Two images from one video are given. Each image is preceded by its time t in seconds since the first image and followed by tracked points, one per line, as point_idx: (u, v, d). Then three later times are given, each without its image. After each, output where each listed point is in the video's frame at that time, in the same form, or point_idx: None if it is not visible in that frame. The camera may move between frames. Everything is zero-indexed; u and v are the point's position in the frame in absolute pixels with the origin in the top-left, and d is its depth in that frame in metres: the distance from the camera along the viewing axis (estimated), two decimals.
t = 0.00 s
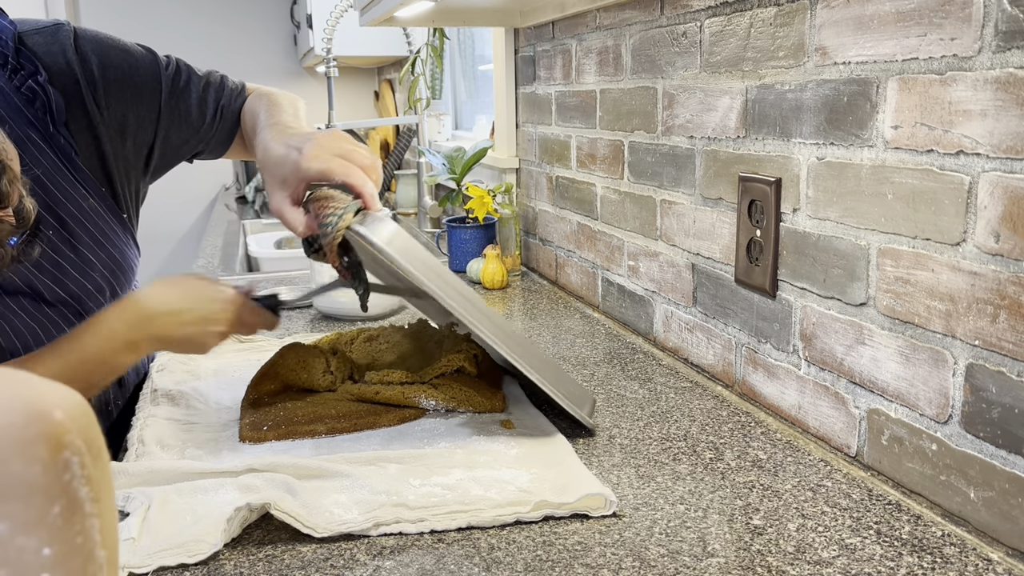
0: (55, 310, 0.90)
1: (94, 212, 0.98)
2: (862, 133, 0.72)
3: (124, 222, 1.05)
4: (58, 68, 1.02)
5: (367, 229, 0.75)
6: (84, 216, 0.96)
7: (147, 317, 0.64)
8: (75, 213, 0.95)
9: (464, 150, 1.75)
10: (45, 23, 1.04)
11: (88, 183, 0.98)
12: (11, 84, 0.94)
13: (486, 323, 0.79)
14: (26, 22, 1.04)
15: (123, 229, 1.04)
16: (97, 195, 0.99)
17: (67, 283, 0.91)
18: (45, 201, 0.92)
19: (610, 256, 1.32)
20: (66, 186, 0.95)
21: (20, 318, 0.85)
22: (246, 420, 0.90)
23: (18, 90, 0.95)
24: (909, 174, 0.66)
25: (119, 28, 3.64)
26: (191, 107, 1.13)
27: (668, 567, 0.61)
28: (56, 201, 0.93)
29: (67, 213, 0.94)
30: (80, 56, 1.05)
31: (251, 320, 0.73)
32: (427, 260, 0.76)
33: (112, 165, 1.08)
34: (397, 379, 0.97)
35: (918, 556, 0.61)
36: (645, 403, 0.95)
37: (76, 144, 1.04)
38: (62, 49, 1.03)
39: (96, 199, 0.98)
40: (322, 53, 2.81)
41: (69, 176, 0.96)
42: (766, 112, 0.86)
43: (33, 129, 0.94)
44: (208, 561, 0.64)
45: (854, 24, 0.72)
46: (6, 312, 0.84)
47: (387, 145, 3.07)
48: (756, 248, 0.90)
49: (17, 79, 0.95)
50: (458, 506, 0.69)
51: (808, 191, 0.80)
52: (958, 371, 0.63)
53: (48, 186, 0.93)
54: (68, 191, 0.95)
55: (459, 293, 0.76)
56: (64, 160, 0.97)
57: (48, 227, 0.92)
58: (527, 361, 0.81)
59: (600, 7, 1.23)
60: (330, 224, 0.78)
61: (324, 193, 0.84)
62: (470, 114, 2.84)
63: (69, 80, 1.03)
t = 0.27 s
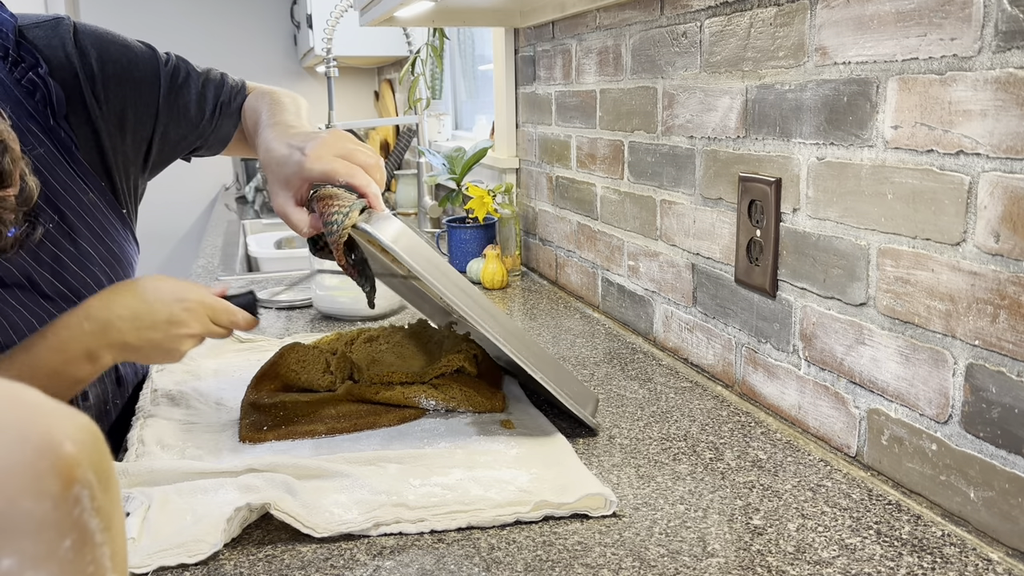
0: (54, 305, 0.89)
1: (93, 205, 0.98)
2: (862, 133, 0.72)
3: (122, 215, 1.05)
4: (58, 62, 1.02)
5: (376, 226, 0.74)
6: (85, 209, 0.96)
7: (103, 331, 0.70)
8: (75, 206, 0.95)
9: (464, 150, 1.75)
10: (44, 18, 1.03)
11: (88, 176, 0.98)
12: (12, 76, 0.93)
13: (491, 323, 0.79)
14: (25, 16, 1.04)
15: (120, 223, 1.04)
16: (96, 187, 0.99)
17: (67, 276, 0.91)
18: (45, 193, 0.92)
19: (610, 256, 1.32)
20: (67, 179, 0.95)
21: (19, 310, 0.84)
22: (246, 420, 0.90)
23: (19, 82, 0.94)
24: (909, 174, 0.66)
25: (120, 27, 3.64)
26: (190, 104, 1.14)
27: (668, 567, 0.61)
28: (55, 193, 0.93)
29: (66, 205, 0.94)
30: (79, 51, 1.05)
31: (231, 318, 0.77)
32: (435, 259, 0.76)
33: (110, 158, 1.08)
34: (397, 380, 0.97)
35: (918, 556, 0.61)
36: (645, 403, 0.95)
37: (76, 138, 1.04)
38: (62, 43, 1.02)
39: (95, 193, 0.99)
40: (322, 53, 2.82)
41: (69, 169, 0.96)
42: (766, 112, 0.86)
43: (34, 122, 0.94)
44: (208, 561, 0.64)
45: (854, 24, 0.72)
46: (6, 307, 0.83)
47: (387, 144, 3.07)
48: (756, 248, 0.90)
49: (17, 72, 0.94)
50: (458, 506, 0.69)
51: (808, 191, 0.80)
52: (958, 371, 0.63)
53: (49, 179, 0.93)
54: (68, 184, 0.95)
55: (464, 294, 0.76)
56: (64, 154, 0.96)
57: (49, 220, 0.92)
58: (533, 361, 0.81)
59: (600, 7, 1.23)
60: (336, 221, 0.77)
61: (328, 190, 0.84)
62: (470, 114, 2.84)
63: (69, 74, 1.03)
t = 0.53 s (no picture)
0: (54, 301, 0.89)
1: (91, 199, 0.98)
2: (862, 133, 0.72)
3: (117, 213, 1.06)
4: (56, 56, 1.02)
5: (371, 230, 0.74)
6: (82, 202, 0.96)
7: (240, 350, 0.75)
8: (73, 199, 0.95)
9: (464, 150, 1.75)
10: (44, 12, 1.04)
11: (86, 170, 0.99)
12: (11, 68, 0.94)
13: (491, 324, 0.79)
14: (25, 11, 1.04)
15: (117, 220, 1.05)
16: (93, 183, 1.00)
17: (66, 271, 0.91)
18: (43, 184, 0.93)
19: (610, 256, 1.32)
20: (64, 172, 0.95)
21: (20, 306, 0.84)
22: (245, 419, 0.90)
23: (18, 75, 0.94)
24: (909, 174, 0.66)
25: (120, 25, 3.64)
26: (187, 102, 1.13)
27: (668, 567, 0.61)
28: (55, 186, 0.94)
29: (65, 198, 0.94)
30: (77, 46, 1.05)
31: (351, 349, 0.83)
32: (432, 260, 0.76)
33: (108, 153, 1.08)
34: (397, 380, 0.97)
35: (918, 556, 0.61)
36: (645, 403, 0.95)
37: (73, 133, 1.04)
38: (60, 38, 1.03)
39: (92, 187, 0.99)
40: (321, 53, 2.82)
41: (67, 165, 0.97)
42: (766, 112, 0.86)
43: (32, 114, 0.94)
44: (209, 561, 0.64)
45: (854, 24, 0.72)
46: (5, 299, 0.83)
47: (387, 144, 3.07)
48: (756, 248, 0.90)
49: (16, 65, 0.95)
50: (458, 507, 0.69)
51: (808, 191, 0.80)
52: (958, 371, 0.63)
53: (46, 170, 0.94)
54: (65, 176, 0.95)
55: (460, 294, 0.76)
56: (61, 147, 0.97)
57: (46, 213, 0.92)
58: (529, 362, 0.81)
59: (600, 7, 1.23)
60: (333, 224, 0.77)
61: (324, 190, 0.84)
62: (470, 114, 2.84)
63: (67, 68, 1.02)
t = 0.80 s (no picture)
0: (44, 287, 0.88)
1: (84, 186, 0.98)
2: (862, 133, 0.72)
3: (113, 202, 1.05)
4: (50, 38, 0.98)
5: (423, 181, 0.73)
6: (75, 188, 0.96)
7: (88, 366, 0.64)
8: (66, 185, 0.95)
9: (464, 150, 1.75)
10: None
11: (80, 157, 0.98)
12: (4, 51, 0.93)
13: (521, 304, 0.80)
14: None
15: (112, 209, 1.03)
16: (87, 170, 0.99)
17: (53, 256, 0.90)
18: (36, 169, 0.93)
19: (610, 256, 1.32)
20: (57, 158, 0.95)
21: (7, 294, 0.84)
22: (244, 416, 0.91)
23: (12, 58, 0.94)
24: (909, 174, 0.66)
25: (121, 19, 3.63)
26: (183, 88, 1.07)
27: (668, 567, 0.61)
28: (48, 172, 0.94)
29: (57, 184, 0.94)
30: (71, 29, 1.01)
31: (228, 367, 0.71)
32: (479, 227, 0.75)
33: (103, 141, 1.04)
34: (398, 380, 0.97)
35: (918, 556, 0.61)
36: (645, 403, 0.95)
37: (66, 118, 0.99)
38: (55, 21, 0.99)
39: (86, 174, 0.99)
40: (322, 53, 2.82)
41: (63, 150, 0.96)
42: (766, 112, 0.86)
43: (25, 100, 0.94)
44: (209, 561, 0.64)
45: (854, 24, 0.72)
46: None
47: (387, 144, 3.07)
48: (756, 248, 0.90)
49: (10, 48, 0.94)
50: (458, 506, 0.69)
51: (808, 191, 0.80)
52: (958, 371, 0.63)
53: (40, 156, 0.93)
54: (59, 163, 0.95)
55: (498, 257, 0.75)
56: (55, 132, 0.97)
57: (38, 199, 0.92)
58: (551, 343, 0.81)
59: (600, 7, 1.23)
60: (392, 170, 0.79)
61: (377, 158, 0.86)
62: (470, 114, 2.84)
63: (62, 52, 0.99)
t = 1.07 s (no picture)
0: None
1: (48, 177, 0.95)
2: (862, 133, 0.72)
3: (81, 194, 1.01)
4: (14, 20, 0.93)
5: (523, 131, 0.72)
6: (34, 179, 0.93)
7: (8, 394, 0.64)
8: (24, 175, 0.92)
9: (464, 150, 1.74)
10: None
11: (43, 147, 0.95)
12: None
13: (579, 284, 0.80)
14: None
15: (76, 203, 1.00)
16: (53, 160, 0.96)
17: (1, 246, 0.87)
18: None
19: (610, 256, 1.32)
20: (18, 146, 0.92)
21: None
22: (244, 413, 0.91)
23: None
24: (909, 174, 0.66)
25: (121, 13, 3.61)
26: (158, 74, 0.99)
27: (668, 567, 0.61)
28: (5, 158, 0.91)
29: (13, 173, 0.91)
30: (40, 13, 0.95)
31: (149, 400, 0.69)
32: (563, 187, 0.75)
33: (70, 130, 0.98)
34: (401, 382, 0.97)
35: (918, 556, 0.61)
36: (645, 403, 0.95)
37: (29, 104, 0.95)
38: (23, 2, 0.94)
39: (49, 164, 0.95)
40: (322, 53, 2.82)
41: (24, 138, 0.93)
42: (766, 112, 0.86)
43: None
44: (209, 561, 0.64)
45: (854, 24, 0.72)
46: None
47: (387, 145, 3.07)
48: (756, 248, 0.90)
49: None
50: (458, 506, 0.69)
51: (808, 191, 0.80)
52: (958, 371, 0.63)
53: None
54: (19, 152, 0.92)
55: (576, 228, 0.75)
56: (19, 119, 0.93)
57: None
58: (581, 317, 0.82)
59: (600, 7, 1.23)
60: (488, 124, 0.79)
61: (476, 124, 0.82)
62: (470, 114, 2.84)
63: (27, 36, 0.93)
